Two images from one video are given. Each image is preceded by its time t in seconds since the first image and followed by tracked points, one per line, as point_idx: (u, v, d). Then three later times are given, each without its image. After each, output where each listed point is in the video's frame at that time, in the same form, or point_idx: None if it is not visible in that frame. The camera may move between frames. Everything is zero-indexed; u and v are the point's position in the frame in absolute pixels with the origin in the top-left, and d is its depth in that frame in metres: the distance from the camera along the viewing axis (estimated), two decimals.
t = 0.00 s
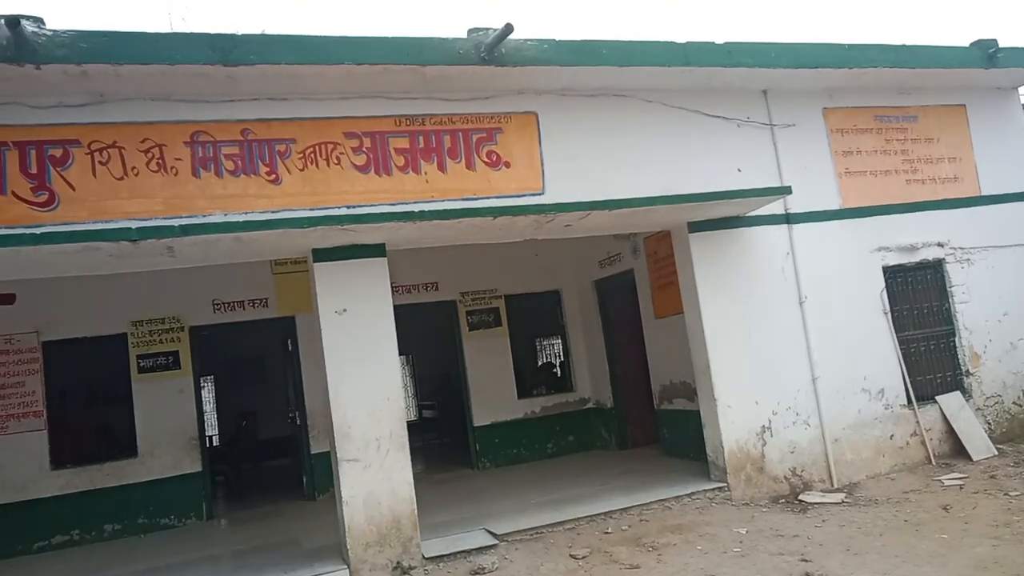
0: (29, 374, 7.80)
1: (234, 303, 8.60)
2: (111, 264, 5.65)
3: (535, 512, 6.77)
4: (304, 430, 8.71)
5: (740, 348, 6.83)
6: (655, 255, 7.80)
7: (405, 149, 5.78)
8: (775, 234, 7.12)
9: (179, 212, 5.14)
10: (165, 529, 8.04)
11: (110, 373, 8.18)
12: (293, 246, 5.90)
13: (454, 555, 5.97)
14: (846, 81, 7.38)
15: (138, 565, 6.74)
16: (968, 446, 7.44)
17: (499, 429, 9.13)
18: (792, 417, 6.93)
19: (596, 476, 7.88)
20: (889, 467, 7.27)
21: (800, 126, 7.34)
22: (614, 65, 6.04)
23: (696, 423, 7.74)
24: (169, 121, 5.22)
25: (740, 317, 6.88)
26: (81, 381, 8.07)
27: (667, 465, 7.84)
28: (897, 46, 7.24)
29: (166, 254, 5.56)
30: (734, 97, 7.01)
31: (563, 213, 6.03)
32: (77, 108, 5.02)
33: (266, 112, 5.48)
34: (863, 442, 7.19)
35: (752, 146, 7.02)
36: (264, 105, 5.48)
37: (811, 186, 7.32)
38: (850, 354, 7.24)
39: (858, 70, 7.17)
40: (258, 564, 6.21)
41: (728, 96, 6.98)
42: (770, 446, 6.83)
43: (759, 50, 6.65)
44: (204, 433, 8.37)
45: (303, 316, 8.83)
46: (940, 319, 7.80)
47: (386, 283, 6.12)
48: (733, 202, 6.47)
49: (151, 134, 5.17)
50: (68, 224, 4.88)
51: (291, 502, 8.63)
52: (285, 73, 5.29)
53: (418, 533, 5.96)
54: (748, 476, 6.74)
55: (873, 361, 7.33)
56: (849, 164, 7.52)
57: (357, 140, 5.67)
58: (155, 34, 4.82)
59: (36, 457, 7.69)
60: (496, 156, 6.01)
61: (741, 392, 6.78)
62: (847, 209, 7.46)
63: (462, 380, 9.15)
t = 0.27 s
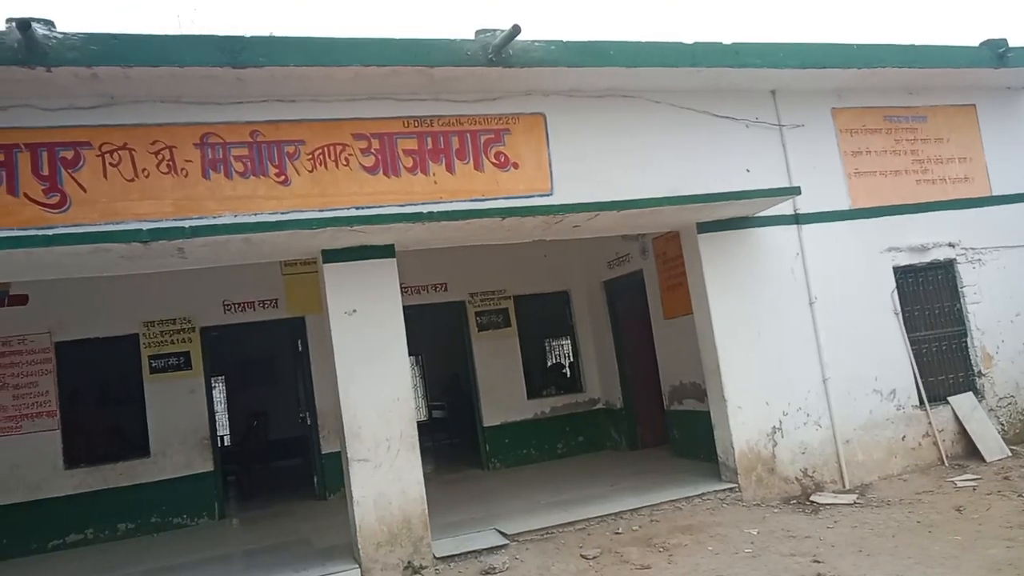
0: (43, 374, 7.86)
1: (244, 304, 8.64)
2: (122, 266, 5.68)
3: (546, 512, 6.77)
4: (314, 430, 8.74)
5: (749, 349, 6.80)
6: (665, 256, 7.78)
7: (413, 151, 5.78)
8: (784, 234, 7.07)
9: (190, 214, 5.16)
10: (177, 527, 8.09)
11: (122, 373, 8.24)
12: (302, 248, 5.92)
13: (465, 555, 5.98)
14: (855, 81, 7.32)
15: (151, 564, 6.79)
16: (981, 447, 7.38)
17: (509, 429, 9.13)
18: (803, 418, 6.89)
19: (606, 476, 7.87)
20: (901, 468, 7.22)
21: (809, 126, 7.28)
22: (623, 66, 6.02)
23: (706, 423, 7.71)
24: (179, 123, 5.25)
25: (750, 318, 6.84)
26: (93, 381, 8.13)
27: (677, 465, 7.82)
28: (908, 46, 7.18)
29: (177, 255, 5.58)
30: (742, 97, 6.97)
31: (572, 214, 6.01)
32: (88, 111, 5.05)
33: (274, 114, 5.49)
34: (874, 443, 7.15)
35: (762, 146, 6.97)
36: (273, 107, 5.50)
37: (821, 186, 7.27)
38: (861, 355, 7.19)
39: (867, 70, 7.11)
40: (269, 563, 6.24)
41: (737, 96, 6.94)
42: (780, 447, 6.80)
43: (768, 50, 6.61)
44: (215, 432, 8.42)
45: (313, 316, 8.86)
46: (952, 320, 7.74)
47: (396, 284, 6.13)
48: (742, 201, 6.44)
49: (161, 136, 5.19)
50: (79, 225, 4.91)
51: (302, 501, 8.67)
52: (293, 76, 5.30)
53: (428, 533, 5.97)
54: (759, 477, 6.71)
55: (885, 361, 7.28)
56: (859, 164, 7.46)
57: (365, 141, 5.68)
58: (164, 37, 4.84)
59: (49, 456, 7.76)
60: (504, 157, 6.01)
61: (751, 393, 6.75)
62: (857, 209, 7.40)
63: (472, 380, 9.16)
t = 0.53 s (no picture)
0: (64, 372, 7.96)
1: (261, 303, 8.70)
2: (142, 265, 5.74)
3: (562, 511, 6.77)
4: (331, 429, 8.79)
5: (767, 347, 6.76)
6: (680, 254, 7.74)
7: (428, 149, 5.80)
8: (801, 232, 7.02)
9: (208, 213, 5.21)
10: (196, 525, 8.17)
11: (141, 371, 8.32)
12: (319, 247, 5.96)
13: (481, 553, 5.99)
14: (872, 77, 7.25)
15: (170, 560, 6.86)
16: (1002, 447, 7.29)
17: (524, 428, 9.13)
18: (821, 417, 6.84)
19: (622, 475, 7.85)
20: (921, 468, 7.15)
21: (826, 123, 7.22)
22: (638, 64, 5.99)
23: (722, 422, 7.68)
24: (197, 123, 5.29)
25: (767, 316, 6.80)
26: (113, 379, 8.22)
27: (693, 464, 7.79)
28: (926, 41, 7.10)
29: (195, 255, 5.64)
30: (758, 94, 6.92)
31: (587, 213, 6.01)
32: (107, 112, 5.11)
33: (291, 114, 5.53)
34: (894, 442, 7.08)
35: (778, 143, 6.92)
36: (289, 107, 5.53)
37: (838, 183, 7.21)
38: (879, 353, 7.13)
39: (885, 66, 7.04)
40: (287, 560, 6.28)
41: (753, 93, 6.90)
42: (798, 446, 6.75)
43: (784, 47, 6.56)
44: (233, 430, 8.49)
45: (329, 315, 8.90)
46: (972, 318, 7.65)
47: (411, 283, 6.15)
48: (759, 199, 6.41)
49: (180, 137, 5.24)
50: (99, 225, 4.97)
51: (319, 499, 8.72)
52: (308, 76, 5.32)
53: (444, 531, 5.99)
54: (777, 477, 6.67)
55: (904, 359, 7.21)
56: (876, 161, 7.40)
57: (380, 141, 5.70)
58: (182, 38, 4.88)
59: (70, 454, 7.85)
60: (519, 155, 6.01)
61: (768, 392, 6.71)
62: (876, 206, 7.33)
63: (487, 379, 9.17)
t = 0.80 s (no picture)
0: (94, 369, 8.11)
1: (286, 301, 8.78)
2: (170, 264, 5.83)
3: (585, 509, 6.77)
4: (355, 425, 8.86)
5: (792, 347, 6.71)
6: (704, 253, 7.69)
7: (451, 149, 5.82)
8: (827, 230, 6.95)
9: (234, 213, 5.27)
10: (223, 519, 8.28)
11: (169, 368, 8.45)
12: (344, 246, 6.00)
13: (504, 551, 6.01)
14: (900, 73, 7.16)
15: (198, 554, 6.96)
16: None
17: (547, 426, 9.14)
18: (847, 417, 6.77)
19: (645, 474, 7.84)
20: (949, 469, 7.06)
21: (853, 120, 7.14)
22: (661, 62, 5.96)
23: (747, 422, 7.63)
24: (224, 124, 5.36)
25: (792, 315, 6.75)
26: (142, 376, 8.35)
27: (717, 464, 7.75)
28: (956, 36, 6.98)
29: (222, 253, 5.71)
30: (784, 91, 6.85)
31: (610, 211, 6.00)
32: (137, 113, 5.19)
33: (315, 114, 5.58)
34: (922, 443, 7.00)
35: (804, 141, 6.85)
36: (314, 107, 5.58)
37: (865, 181, 7.13)
38: (906, 353, 7.04)
39: (913, 62, 6.94)
40: (313, 555, 6.35)
41: (778, 90, 6.83)
42: (824, 446, 6.69)
43: (810, 44, 6.49)
44: (259, 427, 8.59)
45: (352, 313, 8.97)
46: (1002, 317, 7.53)
47: (435, 282, 6.18)
48: (784, 197, 6.36)
49: (207, 137, 5.31)
50: (129, 224, 5.05)
51: (343, 495, 8.80)
52: (333, 76, 5.37)
53: (468, 529, 6.01)
54: (802, 477, 6.62)
55: (932, 359, 7.11)
56: (904, 159, 7.29)
57: (404, 140, 5.73)
58: (209, 39, 4.95)
59: (100, 449, 8.00)
60: (542, 154, 6.01)
61: (794, 391, 6.66)
62: (903, 204, 7.24)
63: (510, 377, 9.19)
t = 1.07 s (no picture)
0: (122, 364, 8.23)
1: (309, 297, 8.85)
2: (197, 261, 5.90)
3: (607, 506, 6.77)
4: (378, 421, 8.92)
5: (817, 344, 6.65)
6: (727, 250, 7.63)
7: (473, 146, 5.83)
8: (853, 226, 6.87)
9: (259, 210, 5.32)
10: (248, 512, 8.38)
11: (194, 363, 8.56)
12: (367, 243, 6.04)
13: (527, 546, 6.03)
14: (926, 68, 7.05)
15: (225, 547, 7.06)
16: None
17: (569, 422, 9.15)
18: (874, 415, 6.70)
19: (668, 471, 7.81)
20: (978, 468, 6.97)
21: (879, 115, 7.04)
22: (684, 58, 5.92)
23: (771, 420, 7.58)
24: (248, 122, 5.41)
25: (817, 312, 6.69)
26: (169, 370, 8.47)
27: (740, 461, 7.71)
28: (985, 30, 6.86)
29: (247, 251, 5.76)
30: (808, 86, 6.77)
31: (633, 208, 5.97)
32: (163, 112, 5.25)
33: (338, 112, 5.61)
34: (949, 442, 6.91)
35: (829, 136, 6.77)
36: (336, 105, 5.61)
37: (891, 177, 7.03)
38: (934, 350, 6.95)
39: (940, 56, 6.83)
40: (337, 549, 6.41)
41: (802, 86, 6.75)
42: (850, 445, 6.63)
43: (835, 38, 6.41)
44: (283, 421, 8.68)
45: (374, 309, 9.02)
46: None
47: (457, 279, 6.20)
48: (808, 193, 6.30)
49: (231, 135, 5.36)
50: (156, 221, 5.11)
51: (367, 490, 8.88)
52: (355, 75, 5.39)
53: (491, 524, 6.04)
54: (827, 475, 6.57)
55: (960, 357, 7.01)
56: (931, 154, 7.19)
57: (426, 138, 5.74)
58: (234, 39, 4.99)
59: (128, 442, 8.13)
60: (564, 151, 6.00)
61: (819, 389, 6.60)
62: (930, 200, 7.13)
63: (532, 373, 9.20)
